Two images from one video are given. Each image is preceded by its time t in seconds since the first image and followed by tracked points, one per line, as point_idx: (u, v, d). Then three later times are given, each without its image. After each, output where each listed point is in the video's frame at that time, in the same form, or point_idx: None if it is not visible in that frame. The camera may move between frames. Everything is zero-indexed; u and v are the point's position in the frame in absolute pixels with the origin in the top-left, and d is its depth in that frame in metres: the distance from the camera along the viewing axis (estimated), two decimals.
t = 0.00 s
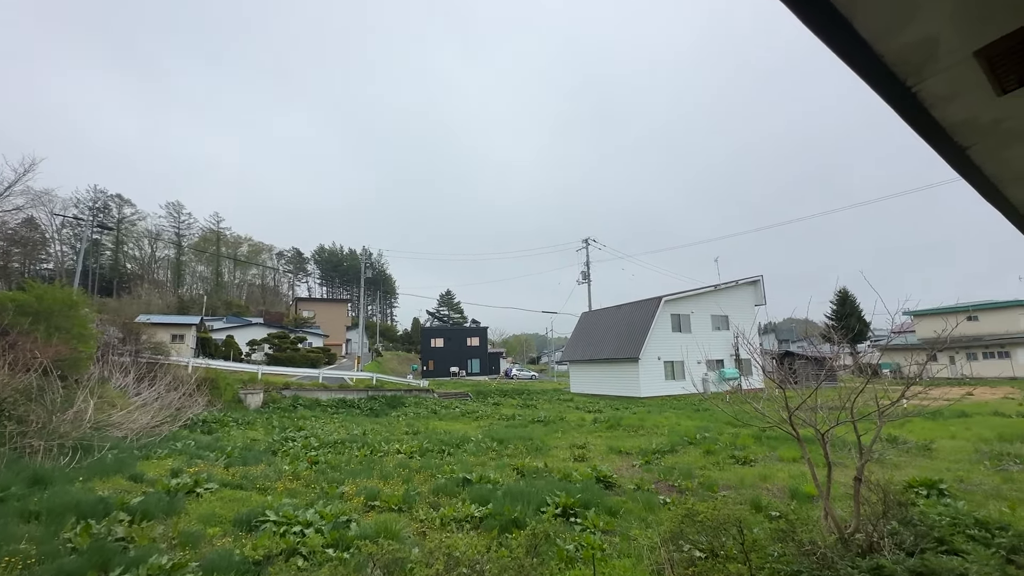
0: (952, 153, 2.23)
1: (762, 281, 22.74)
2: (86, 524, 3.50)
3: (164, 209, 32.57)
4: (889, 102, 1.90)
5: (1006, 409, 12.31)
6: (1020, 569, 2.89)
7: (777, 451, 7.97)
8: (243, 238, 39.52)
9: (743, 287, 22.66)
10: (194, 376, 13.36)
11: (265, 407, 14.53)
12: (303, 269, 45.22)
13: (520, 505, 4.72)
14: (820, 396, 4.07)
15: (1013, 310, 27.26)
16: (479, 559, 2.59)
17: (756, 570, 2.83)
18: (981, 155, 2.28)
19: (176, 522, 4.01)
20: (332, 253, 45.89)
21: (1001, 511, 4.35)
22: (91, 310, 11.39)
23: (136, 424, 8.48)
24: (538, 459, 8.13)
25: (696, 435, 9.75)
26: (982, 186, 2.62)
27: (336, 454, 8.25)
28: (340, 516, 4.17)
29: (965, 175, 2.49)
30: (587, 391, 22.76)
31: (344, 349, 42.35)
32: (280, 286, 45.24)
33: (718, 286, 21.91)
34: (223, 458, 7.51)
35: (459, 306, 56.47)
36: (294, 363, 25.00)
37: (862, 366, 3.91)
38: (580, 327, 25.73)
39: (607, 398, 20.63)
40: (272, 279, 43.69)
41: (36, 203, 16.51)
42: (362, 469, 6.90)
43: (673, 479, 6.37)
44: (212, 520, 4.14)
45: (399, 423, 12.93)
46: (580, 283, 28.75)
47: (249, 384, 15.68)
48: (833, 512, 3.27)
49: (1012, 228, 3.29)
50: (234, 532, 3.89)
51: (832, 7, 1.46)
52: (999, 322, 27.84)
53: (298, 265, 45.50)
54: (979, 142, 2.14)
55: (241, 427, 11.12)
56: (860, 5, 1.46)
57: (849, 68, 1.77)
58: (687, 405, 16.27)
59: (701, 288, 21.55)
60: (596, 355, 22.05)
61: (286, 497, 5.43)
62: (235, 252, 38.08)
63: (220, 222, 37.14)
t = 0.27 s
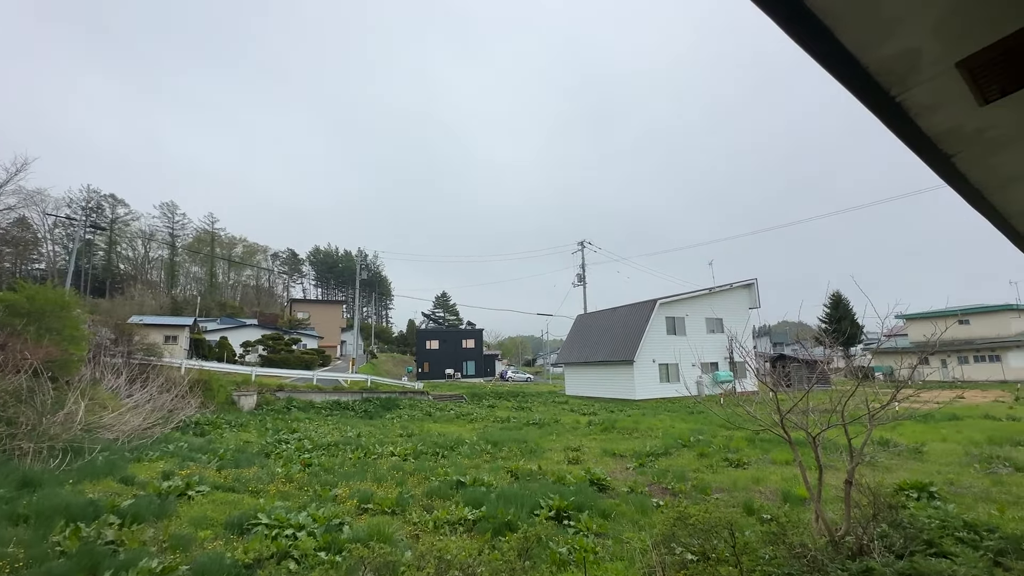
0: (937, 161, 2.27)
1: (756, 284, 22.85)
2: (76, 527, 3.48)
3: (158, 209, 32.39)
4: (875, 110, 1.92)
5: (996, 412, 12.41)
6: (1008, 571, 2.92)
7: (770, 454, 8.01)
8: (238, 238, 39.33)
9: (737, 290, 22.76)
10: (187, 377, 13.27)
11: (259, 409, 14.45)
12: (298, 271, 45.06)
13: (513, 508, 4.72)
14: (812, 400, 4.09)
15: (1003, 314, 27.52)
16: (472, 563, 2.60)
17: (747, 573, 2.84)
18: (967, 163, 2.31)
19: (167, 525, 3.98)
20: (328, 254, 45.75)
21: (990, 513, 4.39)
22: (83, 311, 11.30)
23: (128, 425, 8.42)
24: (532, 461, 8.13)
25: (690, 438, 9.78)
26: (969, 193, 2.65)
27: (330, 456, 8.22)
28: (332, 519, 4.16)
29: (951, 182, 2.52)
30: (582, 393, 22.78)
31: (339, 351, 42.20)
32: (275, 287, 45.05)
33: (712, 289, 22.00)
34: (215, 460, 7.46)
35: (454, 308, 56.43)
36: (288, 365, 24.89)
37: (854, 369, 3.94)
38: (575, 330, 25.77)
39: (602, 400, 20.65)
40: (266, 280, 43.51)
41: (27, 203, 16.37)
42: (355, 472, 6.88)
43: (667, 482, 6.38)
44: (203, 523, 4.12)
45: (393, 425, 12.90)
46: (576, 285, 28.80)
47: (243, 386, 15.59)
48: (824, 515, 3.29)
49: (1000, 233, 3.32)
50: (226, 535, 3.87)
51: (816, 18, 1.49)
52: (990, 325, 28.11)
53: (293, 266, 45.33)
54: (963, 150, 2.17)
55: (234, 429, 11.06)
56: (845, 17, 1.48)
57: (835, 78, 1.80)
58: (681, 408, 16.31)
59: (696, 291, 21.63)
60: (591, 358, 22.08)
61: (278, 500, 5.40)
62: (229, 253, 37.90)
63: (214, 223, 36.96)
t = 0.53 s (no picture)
0: (927, 166, 2.29)
1: (753, 287, 22.92)
2: (69, 529, 3.47)
3: (154, 209, 32.30)
4: (865, 116, 1.95)
5: (992, 415, 12.46)
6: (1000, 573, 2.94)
7: (766, 456, 8.03)
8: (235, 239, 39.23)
9: (734, 292, 22.82)
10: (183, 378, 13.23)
11: (255, 411, 14.40)
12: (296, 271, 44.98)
13: (509, 510, 4.72)
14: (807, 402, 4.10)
15: (998, 317, 27.69)
16: (467, 564, 2.60)
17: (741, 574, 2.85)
18: (957, 168, 2.33)
19: (161, 527, 3.97)
20: (325, 255, 45.68)
21: (983, 515, 4.42)
22: (78, 311, 11.25)
23: (124, 426, 8.39)
24: (529, 463, 8.13)
25: (686, 439, 9.80)
26: (960, 198, 2.68)
27: (326, 458, 8.20)
28: (328, 521, 4.15)
29: (941, 187, 2.55)
30: (580, 395, 22.79)
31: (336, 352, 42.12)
32: (272, 287, 44.96)
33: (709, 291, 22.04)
34: (211, 461, 7.44)
35: (452, 309, 56.41)
36: (285, 366, 24.82)
37: (850, 371, 3.94)
38: (572, 332, 25.78)
39: (599, 402, 20.66)
40: (263, 281, 43.42)
41: (23, 202, 16.26)
42: (351, 474, 6.86)
43: (662, 483, 6.39)
44: (198, 525, 4.11)
45: (390, 426, 12.87)
46: (573, 287, 28.82)
47: (239, 387, 15.54)
48: (818, 517, 3.30)
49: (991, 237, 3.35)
50: (221, 537, 3.86)
51: (806, 27, 1.51)
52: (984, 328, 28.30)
53: (291, 267, 45.25)
54: (952, 156, 2.20)
55: (230, 430, 11.03)
56: (833, 25, 1.51)
57: (825, 84, 1.82)
58: (677, 410, 16.33)
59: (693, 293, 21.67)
60: (588, 360, 22.10)
61: (274, 501, 5.38)
62: (226, 253, 37.80)
63: (211, 224, 36.86)
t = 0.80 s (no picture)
0: (921, 167, 2.31)
1: (752, 287, 22.94)
2: (67, 528, 3.46)
3: (153, 209, 32.27)
4: (860, 117, 1.96)
5: (990, 415, 12.47)
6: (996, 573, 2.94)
7: (764, 456, 8.03)
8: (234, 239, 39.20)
9: (733, 293, 22.84)
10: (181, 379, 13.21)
11: (254, 411, 14.37)
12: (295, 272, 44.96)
13: (507, 510, 4.73)
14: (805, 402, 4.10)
15: (996, 318, 27.73)
16: (464, 564, 2.60)
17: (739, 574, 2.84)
18: (951, 169, 2.35)
19: (159, 527, 3.96)
20: (324, 255, 45.65)
21: (980, 515, 4.43)
22: (76, 311, 11.23)
23: (122, 426, 8.38)
24: (528, 463, 8.13)
25: (685, 440, 9.81)
26: (955, 198, 2.69)
27: (324, 458, 8.20)
28: (326, 521, 4.15)
29: (936, 187, 2.57)
30: (579, 395, 22.79)
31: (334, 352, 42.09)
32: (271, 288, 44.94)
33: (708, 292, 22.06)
34: (209, 462, 7.43)
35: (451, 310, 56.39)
36: (283, 366, 24.80)
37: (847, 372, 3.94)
38: (571, 332, 25.79)
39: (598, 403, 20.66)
40: (262, 281, 43.40)
41: (21, 202, 16.21)
42: (350, 474, 6.86)
43: (661, 484, 6.39)
44: (195, 525, 4.10)
45: (388, 427, 12.86)
46: (572, 287, 28.82)
47: (238, 388, 15.52)
48: (815, 517, 3.30)
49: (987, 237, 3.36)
50: (218, 537, 3.86)
51: (799, 28, 1.53)
52: (982, 329, 28.36)
53: (290, 267, 45.22)
54: (946, 157, 2.22)
55: (229, 430, 11.01)
56: (826, 26, 1.52)
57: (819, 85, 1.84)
58: (676, 411, 16.34)
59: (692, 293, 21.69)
60: (587, 360, 22.10)
61: (272, 502, 5.38)
62: (225, 254, 37.77)
63: (210, 224, 36.83)
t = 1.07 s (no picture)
0: (919, 165, 2.31)
1: (753, 287, 22.93)
2: (69, 526, 3.47)
3: (155, 209, 32.30)
4: (857, 115, 1.97)
5: (991, 414, 12.47)
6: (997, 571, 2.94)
7: (765, 455, 8.03)
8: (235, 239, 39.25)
9: (734, 292, 22.82)
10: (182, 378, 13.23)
11: (255, 410, 14.38)
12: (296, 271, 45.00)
13: (507, 509, 4.74)
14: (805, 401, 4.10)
15: (997, 317, 27.68)
16: (465, 562, 2.60)
17: (739, 572, 2.84)
18: (949, 166, 2.35)
19: (161, 525, 3.98)
20: (325, 255, 45.68)
21: (981, 514, 4.43)
22: (78, 311, 11.25)
23: (123, 426, 8.39)
24: (528, 462, 8.13)
25: (685, 439, 9.81)
26: (954, 195, 2.69)
27: (325, 457, 8.21)
28: (327, 519, 4.16)
29: (934, 185, 2.57)
30: (579, 395, 22.78)
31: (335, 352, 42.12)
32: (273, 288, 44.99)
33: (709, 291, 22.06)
34: (210, 461, 7.45)
35: (452, 310, 56.41)
36: (284, 366, 24.82)
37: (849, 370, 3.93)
38: (572, 332, 25.78)
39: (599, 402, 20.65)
40: (264, 281, 43.45)
41: (23, 202, 16.25)
42: (350, 473, 6.86)
43: (661, 483, 6.39)
44: (197, 524, 4.11)
45: (389, 426, 12.87)
46: (573, 287, 28.81)
47: (239, 387, 15.54)
48: (815, 515, 3.30)
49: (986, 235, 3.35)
50: (219, 535, 3.87)
51: (796, 25, 1.54)
52: (983, 328, 28.31)
53: (291, 267, 45.27)
54: (945, 154, 2.22)
55: (230, 430, 11.03)
56: (823, 24, 1.53)
57: (818, 82, 1.84)
58: (677, 410, 16.34)
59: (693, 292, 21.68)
60: (588, 360, 22.10)
61: (273, 500, 5.39)
62: (226, 253, 37.81)
63: (211, 224, 36.86)
